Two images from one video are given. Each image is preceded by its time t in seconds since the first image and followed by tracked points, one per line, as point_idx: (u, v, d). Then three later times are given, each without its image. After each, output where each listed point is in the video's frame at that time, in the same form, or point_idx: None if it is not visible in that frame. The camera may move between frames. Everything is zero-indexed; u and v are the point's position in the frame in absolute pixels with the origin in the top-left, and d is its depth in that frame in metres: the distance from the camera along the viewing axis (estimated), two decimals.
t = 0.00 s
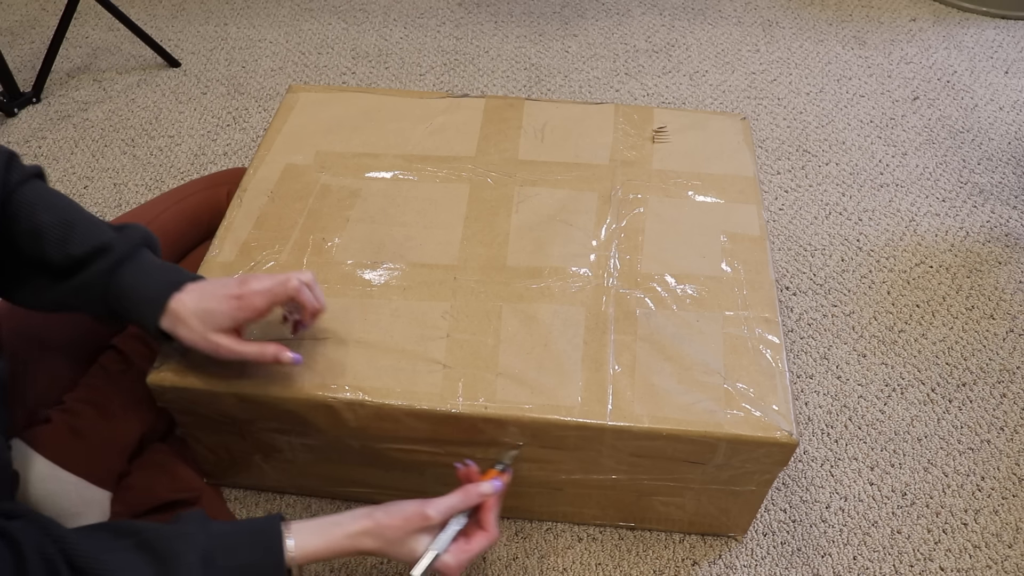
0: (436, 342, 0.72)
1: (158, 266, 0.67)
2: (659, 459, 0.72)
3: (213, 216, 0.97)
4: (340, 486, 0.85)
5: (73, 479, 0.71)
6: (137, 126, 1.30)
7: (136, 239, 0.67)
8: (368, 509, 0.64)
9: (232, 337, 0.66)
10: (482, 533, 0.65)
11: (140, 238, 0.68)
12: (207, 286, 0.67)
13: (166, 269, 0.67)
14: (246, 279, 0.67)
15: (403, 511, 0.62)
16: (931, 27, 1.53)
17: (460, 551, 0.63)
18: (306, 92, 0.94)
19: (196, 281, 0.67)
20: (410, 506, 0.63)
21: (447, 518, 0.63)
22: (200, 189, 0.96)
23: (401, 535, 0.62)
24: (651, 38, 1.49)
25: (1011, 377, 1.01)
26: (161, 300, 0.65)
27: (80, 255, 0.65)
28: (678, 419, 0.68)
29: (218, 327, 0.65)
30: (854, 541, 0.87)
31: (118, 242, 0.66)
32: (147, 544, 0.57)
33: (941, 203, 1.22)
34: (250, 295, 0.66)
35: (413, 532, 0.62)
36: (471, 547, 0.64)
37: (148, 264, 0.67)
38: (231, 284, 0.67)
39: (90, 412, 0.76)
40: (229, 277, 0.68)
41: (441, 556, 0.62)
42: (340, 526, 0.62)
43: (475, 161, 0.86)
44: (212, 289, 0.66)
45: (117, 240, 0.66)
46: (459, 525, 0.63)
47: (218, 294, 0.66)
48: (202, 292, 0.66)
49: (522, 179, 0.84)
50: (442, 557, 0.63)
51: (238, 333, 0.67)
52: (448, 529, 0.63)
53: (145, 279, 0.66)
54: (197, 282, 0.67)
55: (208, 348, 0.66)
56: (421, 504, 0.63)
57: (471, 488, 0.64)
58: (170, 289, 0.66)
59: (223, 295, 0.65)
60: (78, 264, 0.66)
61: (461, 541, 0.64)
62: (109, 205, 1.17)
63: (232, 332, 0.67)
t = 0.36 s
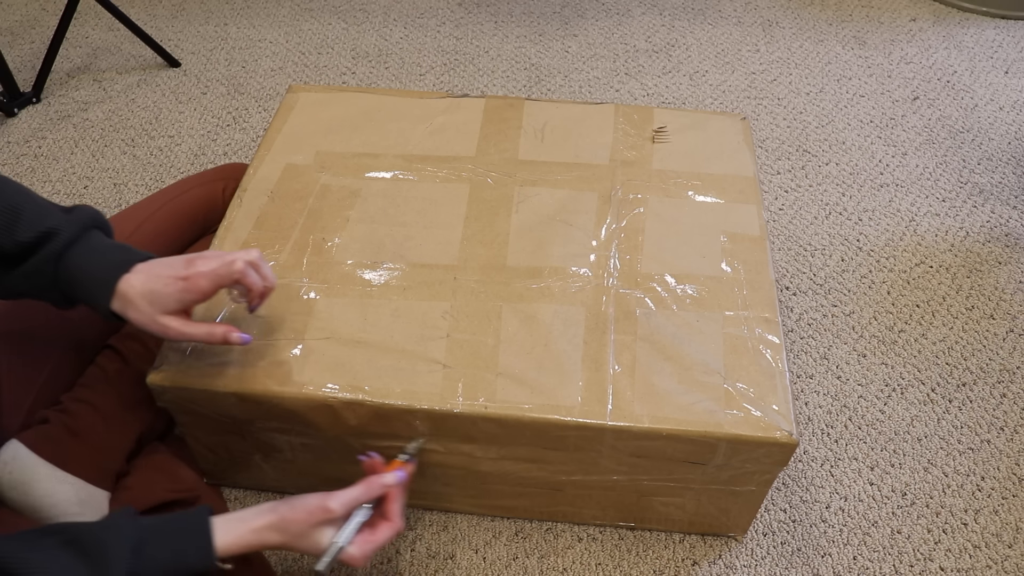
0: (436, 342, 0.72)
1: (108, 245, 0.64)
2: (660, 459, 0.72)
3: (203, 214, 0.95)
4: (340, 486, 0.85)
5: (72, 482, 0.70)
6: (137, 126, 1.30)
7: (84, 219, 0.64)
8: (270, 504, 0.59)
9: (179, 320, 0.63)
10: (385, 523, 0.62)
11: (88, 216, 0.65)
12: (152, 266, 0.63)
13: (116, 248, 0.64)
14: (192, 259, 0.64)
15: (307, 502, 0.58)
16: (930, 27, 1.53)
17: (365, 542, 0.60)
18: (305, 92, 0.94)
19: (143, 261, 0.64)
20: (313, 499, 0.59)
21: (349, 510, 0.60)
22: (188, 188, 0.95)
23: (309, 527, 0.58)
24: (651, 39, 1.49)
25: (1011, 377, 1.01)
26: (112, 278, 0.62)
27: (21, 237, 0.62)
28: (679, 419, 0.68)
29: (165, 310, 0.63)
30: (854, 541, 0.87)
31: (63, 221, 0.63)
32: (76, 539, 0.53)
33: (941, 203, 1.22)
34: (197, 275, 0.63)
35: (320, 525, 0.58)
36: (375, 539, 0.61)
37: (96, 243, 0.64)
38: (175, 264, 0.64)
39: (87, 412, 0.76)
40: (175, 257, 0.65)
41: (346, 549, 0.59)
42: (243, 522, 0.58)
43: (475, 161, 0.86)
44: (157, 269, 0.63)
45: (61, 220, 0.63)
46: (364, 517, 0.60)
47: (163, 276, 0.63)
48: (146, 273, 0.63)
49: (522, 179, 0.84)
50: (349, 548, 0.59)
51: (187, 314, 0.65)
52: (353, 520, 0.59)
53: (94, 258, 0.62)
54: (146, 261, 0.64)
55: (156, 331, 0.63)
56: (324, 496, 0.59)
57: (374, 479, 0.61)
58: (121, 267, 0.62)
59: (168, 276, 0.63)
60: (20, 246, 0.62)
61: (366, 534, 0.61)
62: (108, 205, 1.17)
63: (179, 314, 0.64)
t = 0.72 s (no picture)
0: (436, 342, 0.72)
1: (41, 229, 0.64)
2: (660, 459, 0.72)
3: (177, 197, 0.89)
4: (340, 486, 0.85)
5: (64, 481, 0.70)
6: (137, 126, 1.30)
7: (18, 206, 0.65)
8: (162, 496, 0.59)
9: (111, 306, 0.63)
10: (278, 508, 0.63)
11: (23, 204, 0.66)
12: (83, 250, 0.63)
13: (50, 231, 0.64)
14: (125, 243, 0.63)
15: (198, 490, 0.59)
16: (930, 27, 1.53)
17: (259, 528, 0.60)
18: (305, 92, 0.94)
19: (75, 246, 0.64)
20: (203, 488, 0.59)
21: (240, 497, 0.60)
22: (156, 172, 0.89)
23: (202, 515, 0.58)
24: (651, 38, 1.49)
25: (1011, 377, 1.01)
26: (43, 260, 0.62)
27: None
28: (678, 418, 0.68)
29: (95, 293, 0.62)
30: (854, 541, 0.87)
31: None
32: None
33: (941, 203, 1.22)
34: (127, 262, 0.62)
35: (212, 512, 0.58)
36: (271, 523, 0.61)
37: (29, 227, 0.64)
38: (106, 249, 0.63)
39: (75, 411, 0.75)
40: (109, 241, 0.64)
41: (239, 536, 0.59)
42: (133, 515, 0.58)
43: (475, 161, 0.86)
44: (88, 255, 0.62)
45: None
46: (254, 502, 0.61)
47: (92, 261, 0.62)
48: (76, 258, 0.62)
49: (522, 179, 0.84)
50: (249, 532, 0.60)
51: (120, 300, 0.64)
52: (243, 507, 0.60)
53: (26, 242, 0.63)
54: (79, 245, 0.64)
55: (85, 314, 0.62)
56: (214, 485, 0.60)
57: (265, 466, 0.62)
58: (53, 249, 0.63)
59: (98, 262, 0.62)
60: None
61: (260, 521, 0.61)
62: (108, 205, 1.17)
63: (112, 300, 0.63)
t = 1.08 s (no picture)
0: (436, 342, 0.72)
1: (54, 205, 0.62)
2: (660, 459, 0.72)
3: (127, 169, 0.79)
4: (340, 486, 0.85)
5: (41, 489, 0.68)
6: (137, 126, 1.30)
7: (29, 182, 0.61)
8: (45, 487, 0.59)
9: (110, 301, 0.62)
10: (167, 495, 0.65)
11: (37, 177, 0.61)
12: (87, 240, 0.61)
13: (62, 207, 0.62)
14: (129, 238, 0.62)
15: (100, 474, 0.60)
16: (930, 27, 1.53)
17: (145, 515, 0.63)
18: (305, 92, 0.94)
19: (80, 231, 0.62)
20: (88, 477, 0.60)
21: (128, 485, 0.62)
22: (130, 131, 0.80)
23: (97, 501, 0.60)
24: (651, 39, 1.49)
25: (1010, 377, 1.01)
26: (47, 240, 0.60)
27: None
28: (679, 419, 0.68)
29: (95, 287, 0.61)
30: (854, 541, 0.87)
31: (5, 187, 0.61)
32: None
33: (941, 203, 1.22)
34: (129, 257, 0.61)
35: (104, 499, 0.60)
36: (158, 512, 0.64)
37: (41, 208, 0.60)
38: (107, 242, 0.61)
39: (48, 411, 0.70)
40: (113, 233, 0.62)
41: (124, 522, 0.62)
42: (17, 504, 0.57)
43: (475, 161, 0.86)
44: (90, 246, 0.61)
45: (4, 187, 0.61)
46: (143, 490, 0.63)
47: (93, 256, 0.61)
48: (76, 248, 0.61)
49: (522, 179, 0.84)
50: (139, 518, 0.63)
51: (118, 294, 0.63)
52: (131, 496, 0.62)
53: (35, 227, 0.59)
54: (84, 229, 0.62)
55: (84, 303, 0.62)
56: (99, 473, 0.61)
57: (154, 455, 0.64)
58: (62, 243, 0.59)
59: (100, 258, 0.60)
60: None
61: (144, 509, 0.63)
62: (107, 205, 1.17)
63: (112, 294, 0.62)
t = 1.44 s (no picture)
0: (436, 341, 0.72)
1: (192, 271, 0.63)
2: (660, 459, 0.72)
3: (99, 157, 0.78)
4: (341, 486, 0.85)
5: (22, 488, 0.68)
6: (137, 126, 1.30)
7: (172, 239, 0.62)
8: None
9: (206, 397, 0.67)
10: (113, 487, 0.66)
11: (179, 232, 0.62)
12: (221, 352, 0.65)
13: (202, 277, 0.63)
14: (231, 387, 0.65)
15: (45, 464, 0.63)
16: (931, 27, 1.53)
17: (92, 507, 0.64)
18: (305, 92, 0.94)
19: (216, 327, 0.65)
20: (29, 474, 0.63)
21: (73, 476, 0.64)
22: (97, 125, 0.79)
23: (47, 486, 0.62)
24: (651, 38, 1.48)
25: (1011, 377, 1.01)
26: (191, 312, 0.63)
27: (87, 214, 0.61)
28: (678, 419, 0.68)
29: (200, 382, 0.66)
30: (854, 541, 0.87)
31: (141, 227, 0.61)
32: None
33: (941, 203, 1.22)
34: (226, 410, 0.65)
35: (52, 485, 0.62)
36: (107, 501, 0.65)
37: (176, 276, 0.62)
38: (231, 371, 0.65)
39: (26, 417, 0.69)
40: (242, 359, 0.65)
41: (71, 512, 0.62)
42: None
43: (475, 161, 0.86)
44: (217, 361, 0.65)
45: (143, 224, 0.61)
46: (91, 479, 0.65)
47: (217, 374, 0.65)
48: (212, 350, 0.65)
49: (522, 179, 0.84)
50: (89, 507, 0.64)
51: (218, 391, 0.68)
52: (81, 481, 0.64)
53: (160, 293, 0.62)
54: (219, 328, 0.65)
55: (185, 365, 0.67)
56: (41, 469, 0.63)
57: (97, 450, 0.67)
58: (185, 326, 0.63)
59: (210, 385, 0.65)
60: (77, 210, 0.62)
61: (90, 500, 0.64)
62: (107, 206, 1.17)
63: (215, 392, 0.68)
